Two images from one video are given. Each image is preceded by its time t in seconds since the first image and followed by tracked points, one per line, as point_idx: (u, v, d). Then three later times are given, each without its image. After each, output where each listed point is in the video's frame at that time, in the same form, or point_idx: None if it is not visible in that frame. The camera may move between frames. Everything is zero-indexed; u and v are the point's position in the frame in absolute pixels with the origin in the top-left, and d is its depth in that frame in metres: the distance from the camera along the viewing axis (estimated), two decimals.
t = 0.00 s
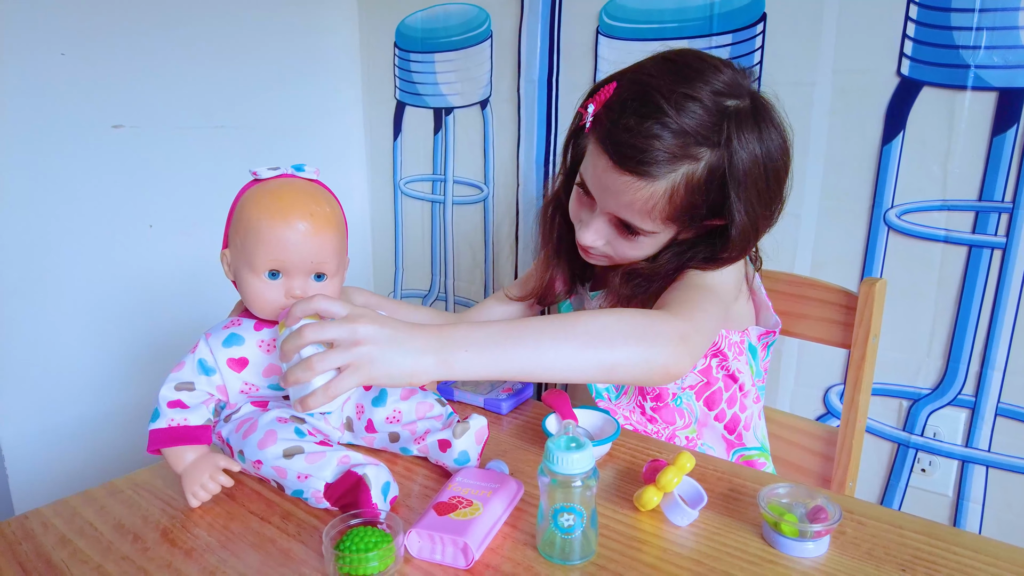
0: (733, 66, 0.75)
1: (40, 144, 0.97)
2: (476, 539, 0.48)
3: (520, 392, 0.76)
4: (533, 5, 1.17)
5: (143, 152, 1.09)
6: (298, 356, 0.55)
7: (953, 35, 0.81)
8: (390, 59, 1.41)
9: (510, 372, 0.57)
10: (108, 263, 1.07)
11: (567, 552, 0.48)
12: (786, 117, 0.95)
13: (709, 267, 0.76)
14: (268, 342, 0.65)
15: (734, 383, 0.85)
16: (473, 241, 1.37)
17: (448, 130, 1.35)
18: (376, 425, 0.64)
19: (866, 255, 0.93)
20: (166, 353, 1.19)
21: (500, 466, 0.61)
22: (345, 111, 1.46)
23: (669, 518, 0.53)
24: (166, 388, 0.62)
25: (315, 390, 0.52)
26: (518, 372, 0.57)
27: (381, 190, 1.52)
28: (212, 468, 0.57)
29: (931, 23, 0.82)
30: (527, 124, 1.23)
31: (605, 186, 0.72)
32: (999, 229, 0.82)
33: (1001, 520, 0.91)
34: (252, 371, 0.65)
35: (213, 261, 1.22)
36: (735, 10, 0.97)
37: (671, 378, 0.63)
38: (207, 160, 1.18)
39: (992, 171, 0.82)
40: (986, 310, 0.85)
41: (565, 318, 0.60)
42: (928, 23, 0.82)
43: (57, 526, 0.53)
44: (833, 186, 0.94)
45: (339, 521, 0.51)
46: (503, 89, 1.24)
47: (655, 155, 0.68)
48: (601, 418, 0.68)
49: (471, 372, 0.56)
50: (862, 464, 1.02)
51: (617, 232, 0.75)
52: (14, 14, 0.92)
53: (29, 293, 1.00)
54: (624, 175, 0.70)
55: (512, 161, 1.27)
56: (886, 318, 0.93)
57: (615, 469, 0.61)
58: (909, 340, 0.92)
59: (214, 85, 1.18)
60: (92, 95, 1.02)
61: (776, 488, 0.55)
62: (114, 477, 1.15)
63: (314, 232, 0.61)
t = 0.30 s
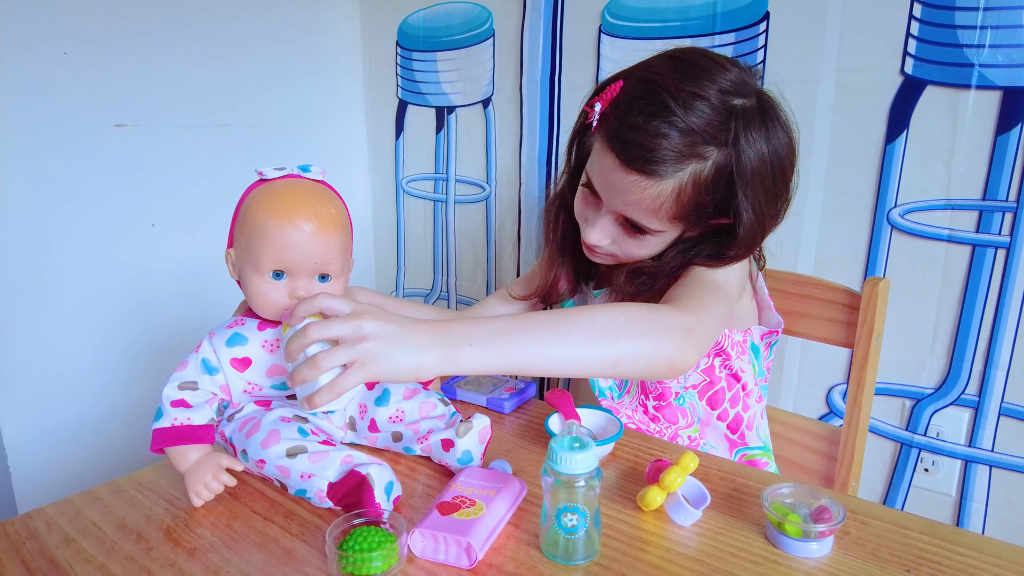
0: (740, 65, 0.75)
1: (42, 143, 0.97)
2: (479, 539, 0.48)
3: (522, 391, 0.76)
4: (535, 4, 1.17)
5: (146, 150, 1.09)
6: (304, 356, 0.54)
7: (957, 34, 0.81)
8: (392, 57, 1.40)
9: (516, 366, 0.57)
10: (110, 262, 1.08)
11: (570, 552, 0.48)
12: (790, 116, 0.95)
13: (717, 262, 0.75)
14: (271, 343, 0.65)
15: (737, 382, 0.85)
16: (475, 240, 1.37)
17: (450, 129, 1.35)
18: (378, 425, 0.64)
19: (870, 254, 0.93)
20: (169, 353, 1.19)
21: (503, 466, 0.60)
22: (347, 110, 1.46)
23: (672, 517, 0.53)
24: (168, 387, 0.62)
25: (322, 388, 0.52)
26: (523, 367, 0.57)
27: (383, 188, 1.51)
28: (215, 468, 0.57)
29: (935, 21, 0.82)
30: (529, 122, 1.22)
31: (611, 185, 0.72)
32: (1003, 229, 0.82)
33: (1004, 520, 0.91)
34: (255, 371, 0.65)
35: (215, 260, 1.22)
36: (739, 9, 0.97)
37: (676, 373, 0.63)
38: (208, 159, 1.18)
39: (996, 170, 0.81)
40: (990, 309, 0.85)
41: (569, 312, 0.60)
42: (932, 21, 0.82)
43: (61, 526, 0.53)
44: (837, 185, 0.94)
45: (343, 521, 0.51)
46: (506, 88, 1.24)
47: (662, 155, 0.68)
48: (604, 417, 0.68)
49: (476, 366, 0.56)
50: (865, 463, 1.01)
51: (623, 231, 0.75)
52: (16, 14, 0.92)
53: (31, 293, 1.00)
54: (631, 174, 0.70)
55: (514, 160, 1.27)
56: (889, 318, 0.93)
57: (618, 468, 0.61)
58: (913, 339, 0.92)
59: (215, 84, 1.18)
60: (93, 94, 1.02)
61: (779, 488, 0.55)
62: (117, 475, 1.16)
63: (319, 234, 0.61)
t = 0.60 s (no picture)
0: (744, 61, 0.74)
1: (43, 140, 0.97)
2: (479, 536, 0.48)
3: (523, 388, 0.75)
4: None
5: (148, 147, 1.09)
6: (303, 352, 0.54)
7: (961, 29, 0.80)
8: (393, 54, 1.40)
9: (516, 361, 0.57)
10: (111, 259, 1.07)
11: (570, 549, 0.48)
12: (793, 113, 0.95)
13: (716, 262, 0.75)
14: (270, 340, 0.65)
15: (739, 380, 0.84)
16: (476, 237, 1.37)
17: (451, 126, 1.34)
18: (378, 422, 0.64)
19: (872, 251, 0.93)
20: (170, 350, 1.19)
21: (503, 463, 0.60)
22: (348, 107, 1.45)
23: (673, 514, 0.53)
24: (167, 383, 0.62)
25: (319, 383, 0.51)
26: (524, 363, 0.57)
27: (384, 186, 1.51)
28: (214, 465, 0.57)
29: (939, 17, 0.81)
30: (530, 119, 1.22)
31: (614, 182, 0.72)
32: (1006, 225, 0.82)
33: (1007, 518, 0.91)
34: (254, 368, 0.64)
35: (216, 257, 1.22)
36: (741, 5, 0.96)
37: (677, 369, 0.63)
38: (209, 156, 1.18)
39: (999, 166, 0.81)
40: (993, 307, 0.85)
41: (568, 309, 0.60)
42: (935, 16, 0.82)
43: (61, 522, 0.52)
44: (839, 181, 0.94)
45: (343, 517, 0.51)
46: (507, 84, 1.24)
47: (665, 152, 0.68)
48: (605, 414, 0.67)
49: (476, 361, 0.56)
50: (868, 461, 1.01)
51: (625, 228, 0.75)
52: (17, 10, 0.92)
53: (32, 290, 1.00)
54: (634, 172, 0.69)
55: (515, 157, 1.26)
56: (891, 315, 0.93)
57: (619, 465, 0.61)
58: (915, 337, 0.92)
59: (216, 81, 1.18)
60: (94, 91, 1.02)
61: (781, 485, 0.55)
62: (118, 473, 1.16)
63: (318, 230, 0.61)
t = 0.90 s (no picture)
0: (749, 66, 0.74)
1: (45, 140, 0.97)
2: (482, 538, 0.49)
3: (526, 389, 0.76)
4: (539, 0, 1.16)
5: (150, 147, 1.09)
6: (304, 355, 0.54)
7: (964, 30, 0.80)
8: (395, 54, 1.40)
9: (518, 367, 0.57)
10: (114, 259, 1.08)
11: (573, 551, 0.48)
12: (795, 114, 0.94)
13: (717, 265, 0.75)
14: (275, 343, 0.65)
15: (741, 382, 0.84)
16: (478, 237, 1.37)
17: (453, 126, 1.34)
18: (382, 424, 0.64)
19: (874, 252, 0.93)
20: (173, 350, 1.19)
21: (506, 465, 0.60)
22: (350, 107, 1.45)
23: (675, 517, 0.53)
24: (172, 386, 0.62)
25: (321, 388, 0.52)
26: (527, 367, 0.57)
27: (386, 186, 1.51)
28: (218, 467, 0.58)
29: (941, 18, 0.81)
30: (532, 120, 1.22)
31: (616, 186, 0.72)
32: (1009, 227, 0.82)
33: (1008, 519, 0.91)
34: (258, 371, 0.65)
35: (218, 257, 1.23)
36: (743, 6, 0.96)
37: (680, 375, 0.63)
38: (211, 156, 1.18)
39: (1002, 168, 0.81)
40: (995, 308, 0.85)
41: (571, 314, 0.60)
42: (938, 18, 0.82)
43: (66, 523, 0.53)
44: (842, 183, 0.94)
45: (346, 519, 0.51)
46: (509, 84, 1.24)
47: (668, 157, 0.68)
48: (607, 416, 0.68)
49: (479, 367, 0.56)
50: (869, 462, 1.01)
51: (627, 231, 0.75)
52: (19, 10, 0.92)
53: (35, 290, 1.00)
54: (636, 175, 0.70)
55: (517, 157, 1.26)
56: (893, 316, 0.93)
57: (621, 467, 0.61)
58: (917, 338, 0.92)
59: (218, 81, 1.18)
60: (96, 91, 1.02)
61: (783, 487, 0.55)
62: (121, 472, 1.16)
63: (324, 235, 0.61)
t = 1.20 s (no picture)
0: (750, 70, 0.74)
1: (47, 141, 0.97)
2: (481, 539, 0.49)
3: (525, 391, 0.76)
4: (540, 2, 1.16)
5: (151, 148, 1.10)
6: (305, 356, 0.55)
7: (963, 33, 0.81)
8: (396, 54, 1.40)
9: (517, 369, 0.57)
10: (116, 259, 1.08)
11: (572, 552, 0.48)
12: (795, 116, 0.95)
13: (716, 267, 0.75)
14: (275, 345, 0.65)
15: (739, 382, 0.85)
16: (479, 238, 1.37)
17: (454, 126, 1.35)
18: (382, 425, 0.65)
19: (873, 254, 0.93)
20: (174, 350, 1.19)
21: (505, 466, 0.61)
22: (351, 107, 1.46)
23: (673, 518, 0.53)
24: (173, 387, 0.63)
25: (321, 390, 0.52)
26: (526, 370, 0.58)
27: (387, 187, 1.52)
28: (219, 468, 0.58)
29: (941, 20, 0.81)
30: (533, 121, 1.22)
31: (616, 188, 0.72)
32: (1008, 229, 0.82)
33: (1007, 520, 0.91)
34: (259, 373, 0.65)
35: (219, 258, 1.23)
36: (743, 8, 0.96)
37: (678, 378, 0.63)
38: (212, 156, 1.19)
39: (1001, 170, 0.81)
40: (994, 309, 0.85)
41: (570, 317, 0.60)
42: (937, 20, 0.82)
43: (68, 523, 0.53)
44: (841, 185, 0.94)
45: (346, 520, 0.52)
46: (510, 85, 1.24)
47: (667, 161, 0.69)
48: (606, 417, 0.68)
49: (479, 370, 0.56)
50: (869, 463, 1.01)
51: (626, 233, 0.75)
52: (21, 12, 0.93)
53: (37, 290, 1.00)
54: (636, 178, 0.70)
55: (517, 158, 1.27)
56: (893, 318, 0.93)
57: (620, 469, 0.61)
58: (916, 339, 0.92)
59: (219, 82, 1.18)
60: (98, 93, 1.02)
61: (781, 489, 0.55)
62: (123, 473, 1.17)
63: (324, 238, 0.62)
